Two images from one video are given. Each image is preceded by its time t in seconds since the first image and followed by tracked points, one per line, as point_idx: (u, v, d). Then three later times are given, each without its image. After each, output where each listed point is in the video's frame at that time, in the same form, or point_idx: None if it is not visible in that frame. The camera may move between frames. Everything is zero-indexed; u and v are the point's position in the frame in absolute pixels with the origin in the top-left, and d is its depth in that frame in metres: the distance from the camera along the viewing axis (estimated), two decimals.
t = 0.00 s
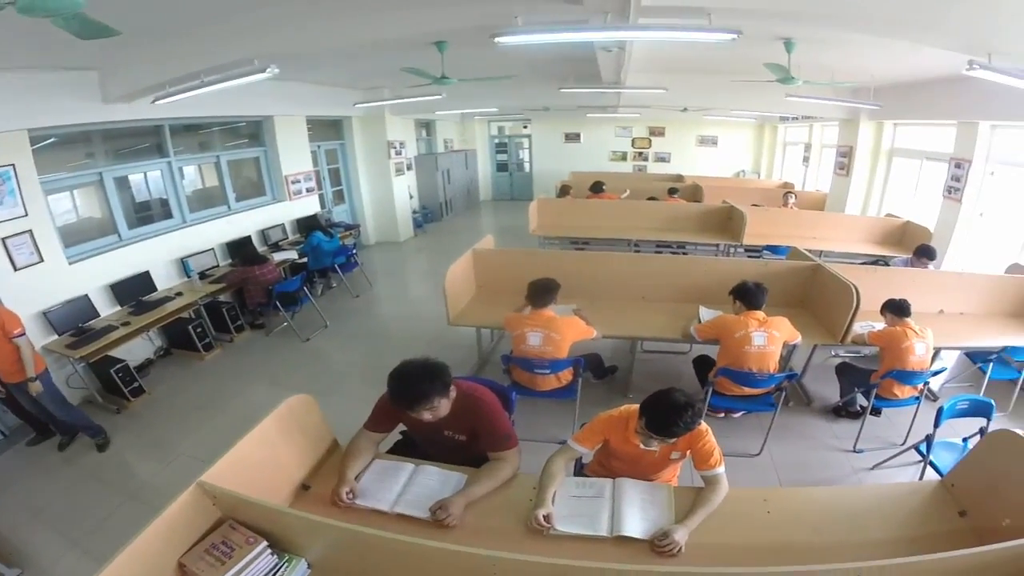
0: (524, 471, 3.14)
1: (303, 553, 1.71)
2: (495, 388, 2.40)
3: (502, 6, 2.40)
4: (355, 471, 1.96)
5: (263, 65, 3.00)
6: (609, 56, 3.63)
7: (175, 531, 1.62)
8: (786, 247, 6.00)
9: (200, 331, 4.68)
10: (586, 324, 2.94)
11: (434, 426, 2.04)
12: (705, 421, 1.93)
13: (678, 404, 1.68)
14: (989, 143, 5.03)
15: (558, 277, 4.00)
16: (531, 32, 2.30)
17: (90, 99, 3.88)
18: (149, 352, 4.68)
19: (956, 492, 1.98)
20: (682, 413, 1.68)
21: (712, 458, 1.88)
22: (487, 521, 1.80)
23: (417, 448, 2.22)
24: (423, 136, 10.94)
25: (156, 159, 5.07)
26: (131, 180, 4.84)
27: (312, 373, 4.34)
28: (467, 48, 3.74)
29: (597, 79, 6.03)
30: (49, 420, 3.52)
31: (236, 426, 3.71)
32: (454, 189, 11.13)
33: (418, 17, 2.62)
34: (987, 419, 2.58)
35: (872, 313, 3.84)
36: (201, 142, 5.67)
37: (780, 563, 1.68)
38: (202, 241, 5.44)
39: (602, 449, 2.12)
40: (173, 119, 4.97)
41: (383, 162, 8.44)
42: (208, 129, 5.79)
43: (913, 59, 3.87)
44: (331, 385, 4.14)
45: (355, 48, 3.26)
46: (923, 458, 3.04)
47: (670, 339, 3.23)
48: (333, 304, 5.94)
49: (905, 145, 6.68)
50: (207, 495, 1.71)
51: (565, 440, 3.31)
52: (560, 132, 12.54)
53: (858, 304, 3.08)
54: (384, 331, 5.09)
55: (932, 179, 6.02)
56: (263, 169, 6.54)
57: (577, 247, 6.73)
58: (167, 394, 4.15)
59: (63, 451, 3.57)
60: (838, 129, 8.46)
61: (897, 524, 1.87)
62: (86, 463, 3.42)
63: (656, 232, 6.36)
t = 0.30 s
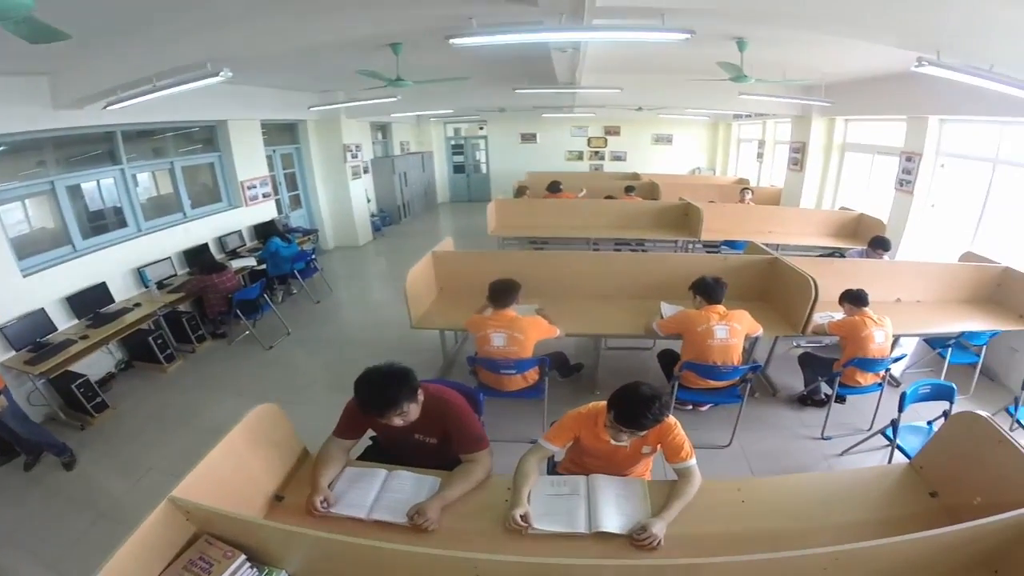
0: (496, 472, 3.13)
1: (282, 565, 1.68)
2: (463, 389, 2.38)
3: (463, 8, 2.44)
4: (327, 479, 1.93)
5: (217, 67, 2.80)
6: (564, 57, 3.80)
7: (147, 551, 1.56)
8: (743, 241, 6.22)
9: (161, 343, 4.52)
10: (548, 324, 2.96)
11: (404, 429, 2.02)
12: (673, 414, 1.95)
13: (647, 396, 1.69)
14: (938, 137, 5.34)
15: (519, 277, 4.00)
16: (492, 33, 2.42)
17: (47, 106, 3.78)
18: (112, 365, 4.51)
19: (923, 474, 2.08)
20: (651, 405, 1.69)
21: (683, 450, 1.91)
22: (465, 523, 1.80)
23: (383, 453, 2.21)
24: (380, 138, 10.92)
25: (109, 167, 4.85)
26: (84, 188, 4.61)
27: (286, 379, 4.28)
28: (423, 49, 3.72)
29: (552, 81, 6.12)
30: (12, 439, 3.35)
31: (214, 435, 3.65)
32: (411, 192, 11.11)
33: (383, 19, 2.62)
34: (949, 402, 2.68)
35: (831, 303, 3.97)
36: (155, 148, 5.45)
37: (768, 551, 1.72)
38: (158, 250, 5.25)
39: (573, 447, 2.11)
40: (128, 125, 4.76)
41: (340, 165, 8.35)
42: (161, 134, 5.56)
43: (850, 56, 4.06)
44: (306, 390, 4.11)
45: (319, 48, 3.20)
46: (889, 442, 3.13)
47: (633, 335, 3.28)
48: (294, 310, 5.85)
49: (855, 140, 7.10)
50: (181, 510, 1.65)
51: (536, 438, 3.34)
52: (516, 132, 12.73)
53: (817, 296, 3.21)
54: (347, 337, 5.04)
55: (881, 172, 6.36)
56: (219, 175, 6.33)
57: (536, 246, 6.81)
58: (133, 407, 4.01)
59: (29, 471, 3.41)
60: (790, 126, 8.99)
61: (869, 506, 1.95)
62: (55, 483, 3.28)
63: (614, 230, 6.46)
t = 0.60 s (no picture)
0: (472, 474, 3.13)
1: None
2: (432, 393, 2.34)
3: (432, 10, 2.51)
4: (301, 488, 1.91)
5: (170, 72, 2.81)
6: (519, 56, 3.81)
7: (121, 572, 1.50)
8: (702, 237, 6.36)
9: (124, 355, 4.34)
10: (512, 323, 2.98)
11: (375, 434, 2.01)
12: (642, 409, 1.97)
13: (615, 391, 1.70)
14: (890, 133, 5.70)
15: (482, 278, 4.02)
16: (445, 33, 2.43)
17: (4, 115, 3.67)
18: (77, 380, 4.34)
19: (894, 459, 2.13)
20: (618, 400, 1.70)
21: (655, 445, 1.92)
22: (444, 526, 1.79)
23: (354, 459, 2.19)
24: (337, 142, 10.87)
25: (63, 175, 4.65)
26: (38, 198, 4.40)
27: (261, 386, 4.23)
28: (379, 51, 3.77)
29: (507, 80, 6.21)
30: None
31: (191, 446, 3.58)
32: (369, 196, 11.03)
33: (348, 20, 2.61)
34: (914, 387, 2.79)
35: (792, 295, 4.18)
36: (109, 154, 5.24)
37: (745, 540, 1.75)
38: (116, 261, 5.09)
39: (546, 446, 2.12)
40: (82, 131, 4.58)
41: (296, 169, 8.22)
42: (116, 140, 5.36)
43: (790, 53, 4.26)
44: (280, 398, 4.06)
45: (281, 49, 3.14)
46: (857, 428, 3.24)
47: (598, 333, 3.36)
48: (257, 317, 5.75)
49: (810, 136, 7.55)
50: (154, 527, 1.61)
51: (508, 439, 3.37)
52: (474, 134, 12.82)
53: (777, 288, 3.34)
54: (311, 343, 4.98)
55: (839, 166, 6.77)
56: (175, 182, 6.17)
57: (498, 247, 6.88)
58: (102, 421, 3.88)
59: None
60: (745, 124, 9.46)
61: (842, 492, 1.99)
62: (24, 502, 3.15)
63: (574, 229, 6.54)
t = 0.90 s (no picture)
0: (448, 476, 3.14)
1: None
2: (403, 396, 2.31)
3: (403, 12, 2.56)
4: (280, 497, 1.88)
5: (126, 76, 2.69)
6: (480, 57, 3.85)
7: None
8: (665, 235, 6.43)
9: (89, 368, 4.22)
10: (480, 325, 2.98)
11: (350, 440, 2.01)
12: (615, 406, 1.99)
13: (586, 388, 1.72)
14: (849, 129, 5.90)
15: (449, 281, 4.01)
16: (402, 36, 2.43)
17: None
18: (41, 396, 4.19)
19: (867, 446, 2.18)
20: (591, 396, 1.72)
21: (630, 441, 1.94)
22: (425, 530, 1.78)
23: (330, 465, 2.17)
24: (298, 145, 10.80)
25: (20, 183, 4.52)
26: None
27: (236, 395, 4.17)
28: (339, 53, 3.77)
29: (468, 83, 6.23)
30: None
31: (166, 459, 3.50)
32: (332, 199, 10.96)
33: (314, 22, 2.59)
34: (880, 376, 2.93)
35: (756, 290, 4.29)
36: (68, 161, 5.12)
37: (728, 531, 1.78)
38: (77, 270, 4.97)
39: (522, 445, 2.12)
40: (40, 137, 4.48)
41: (259, 175, 8.14)
42: (74, 147, 5.23)
43: (738, 52, 4.40)
44: (255, 406, 4.00)
45: (241, 52, 3.07)
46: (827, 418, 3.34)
47: (565, 331, 3.40)
48: (223, 325, 5.65)
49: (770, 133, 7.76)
50: (134, 542, 1.55)
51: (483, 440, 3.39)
52: (436, 135, 12.80)
53: (739, 283, 3.46)
54: (281, 350, 4.94)
55: (798, 165, 7.01)
56: (135, 190, 6.07)
57: (463, 249, 6.89)
58: (73, 437, 3.76)
59: None
60: (705, 122, 9.74)
61: (819, 480, 2.03)
62: None
63: (538, 229, 6.63)
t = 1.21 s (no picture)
0: (427, 479, 3.14)
1: None
2: (376, 400, 2.30)
3: (373, 14, 2.58)
4: (260, 507, 1.84)
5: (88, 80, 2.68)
6: (444, 59, 3.89)
7: None
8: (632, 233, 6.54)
9: (58, 380, 4.11)
10: (453, 326, 2.99)
11: (327, 446, 2.00)
12: (589, 404, 2.01)
13: (559, 386, 1.75)
14: (811, 126, 6.05)
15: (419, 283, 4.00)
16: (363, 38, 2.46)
17: None
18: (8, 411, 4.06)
19: (842, 435, 2.23)
20: (565, 394, 1.74)
21: (607, 438, 1.96)
22: (409, 534, 1.78)
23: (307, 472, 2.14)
24: (264, 149, 10.60)
25: None
26: None
27: (213, 404, 4.12)
28: (302, 56, 3.76)
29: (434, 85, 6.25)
30: None
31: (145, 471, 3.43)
32: (299, 202, 10.87)
33: (281, 24, 2.59)
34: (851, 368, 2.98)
35: (725, 285, 4.37)
36: (30, 168, 5.00)
37: (712, 524, 1.80)
38: (42, 280, 4.87)
39: (500, 446, 2.12)
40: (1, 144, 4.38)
41: (225, 180, 8.06)
42: (36, 154, 5.11)
43: (693, 50, 4.49)
44: (233, 415, 3.95)
45: (204, 54, 3.01)
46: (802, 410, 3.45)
47: (536, 331, 3.43)
48: (193, 333, 5.55)
49: (734, 131, 7.92)
50: (115, 558, 1.49)
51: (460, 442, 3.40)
52: (402, 137, 12.85)
53: (709, 278, 3.54)
54: (254, 356, 4.90)
55: (762, 163, 7.21)
56: (99, 197, 5.96)
57: (431, 251, 6.86)
58: (46, 452, 3.65)
59: None
60: (669, 121, 9.99)
61: (798, 471, 2.06)
62: None
63: (506, 229, 6.67)
